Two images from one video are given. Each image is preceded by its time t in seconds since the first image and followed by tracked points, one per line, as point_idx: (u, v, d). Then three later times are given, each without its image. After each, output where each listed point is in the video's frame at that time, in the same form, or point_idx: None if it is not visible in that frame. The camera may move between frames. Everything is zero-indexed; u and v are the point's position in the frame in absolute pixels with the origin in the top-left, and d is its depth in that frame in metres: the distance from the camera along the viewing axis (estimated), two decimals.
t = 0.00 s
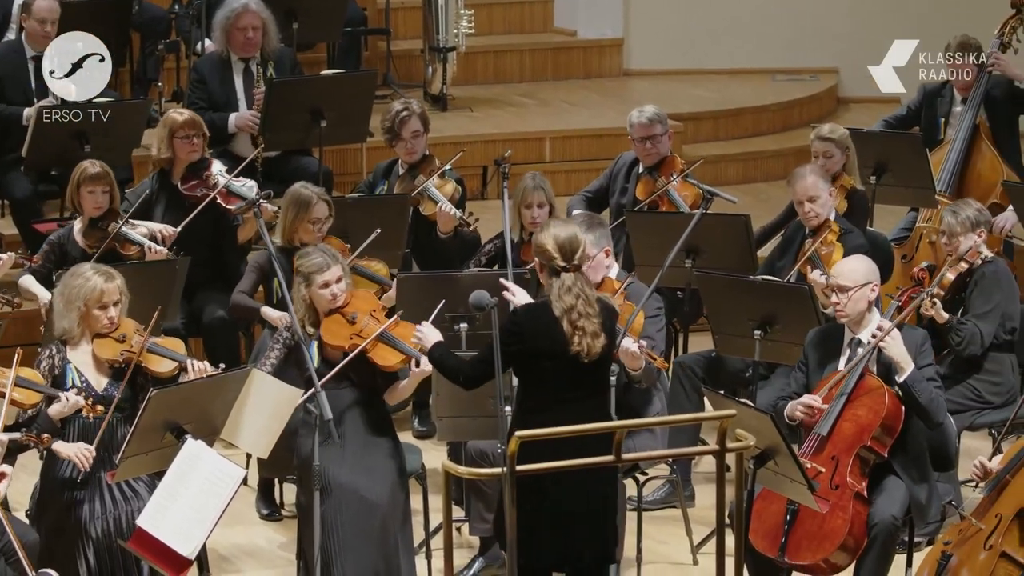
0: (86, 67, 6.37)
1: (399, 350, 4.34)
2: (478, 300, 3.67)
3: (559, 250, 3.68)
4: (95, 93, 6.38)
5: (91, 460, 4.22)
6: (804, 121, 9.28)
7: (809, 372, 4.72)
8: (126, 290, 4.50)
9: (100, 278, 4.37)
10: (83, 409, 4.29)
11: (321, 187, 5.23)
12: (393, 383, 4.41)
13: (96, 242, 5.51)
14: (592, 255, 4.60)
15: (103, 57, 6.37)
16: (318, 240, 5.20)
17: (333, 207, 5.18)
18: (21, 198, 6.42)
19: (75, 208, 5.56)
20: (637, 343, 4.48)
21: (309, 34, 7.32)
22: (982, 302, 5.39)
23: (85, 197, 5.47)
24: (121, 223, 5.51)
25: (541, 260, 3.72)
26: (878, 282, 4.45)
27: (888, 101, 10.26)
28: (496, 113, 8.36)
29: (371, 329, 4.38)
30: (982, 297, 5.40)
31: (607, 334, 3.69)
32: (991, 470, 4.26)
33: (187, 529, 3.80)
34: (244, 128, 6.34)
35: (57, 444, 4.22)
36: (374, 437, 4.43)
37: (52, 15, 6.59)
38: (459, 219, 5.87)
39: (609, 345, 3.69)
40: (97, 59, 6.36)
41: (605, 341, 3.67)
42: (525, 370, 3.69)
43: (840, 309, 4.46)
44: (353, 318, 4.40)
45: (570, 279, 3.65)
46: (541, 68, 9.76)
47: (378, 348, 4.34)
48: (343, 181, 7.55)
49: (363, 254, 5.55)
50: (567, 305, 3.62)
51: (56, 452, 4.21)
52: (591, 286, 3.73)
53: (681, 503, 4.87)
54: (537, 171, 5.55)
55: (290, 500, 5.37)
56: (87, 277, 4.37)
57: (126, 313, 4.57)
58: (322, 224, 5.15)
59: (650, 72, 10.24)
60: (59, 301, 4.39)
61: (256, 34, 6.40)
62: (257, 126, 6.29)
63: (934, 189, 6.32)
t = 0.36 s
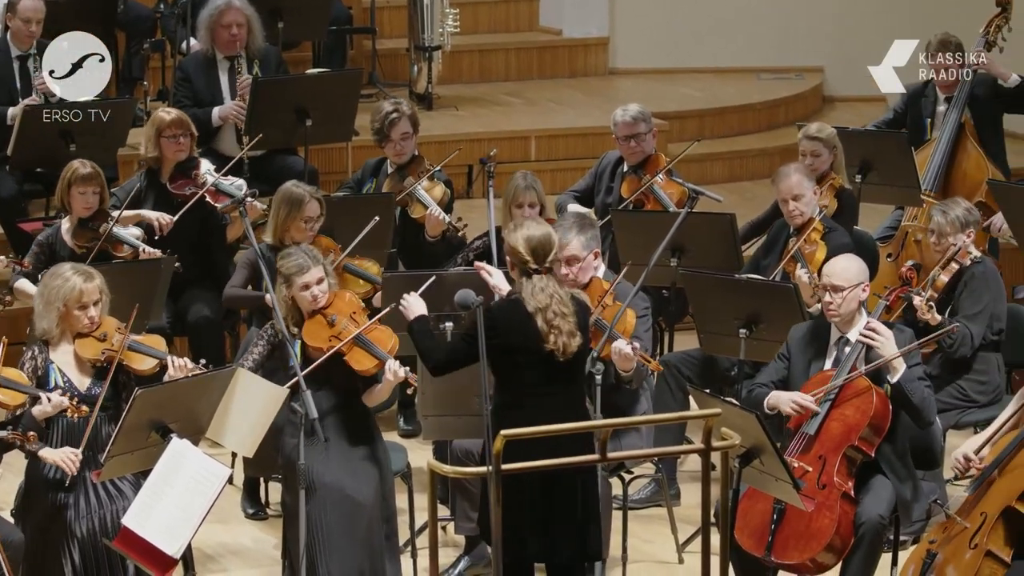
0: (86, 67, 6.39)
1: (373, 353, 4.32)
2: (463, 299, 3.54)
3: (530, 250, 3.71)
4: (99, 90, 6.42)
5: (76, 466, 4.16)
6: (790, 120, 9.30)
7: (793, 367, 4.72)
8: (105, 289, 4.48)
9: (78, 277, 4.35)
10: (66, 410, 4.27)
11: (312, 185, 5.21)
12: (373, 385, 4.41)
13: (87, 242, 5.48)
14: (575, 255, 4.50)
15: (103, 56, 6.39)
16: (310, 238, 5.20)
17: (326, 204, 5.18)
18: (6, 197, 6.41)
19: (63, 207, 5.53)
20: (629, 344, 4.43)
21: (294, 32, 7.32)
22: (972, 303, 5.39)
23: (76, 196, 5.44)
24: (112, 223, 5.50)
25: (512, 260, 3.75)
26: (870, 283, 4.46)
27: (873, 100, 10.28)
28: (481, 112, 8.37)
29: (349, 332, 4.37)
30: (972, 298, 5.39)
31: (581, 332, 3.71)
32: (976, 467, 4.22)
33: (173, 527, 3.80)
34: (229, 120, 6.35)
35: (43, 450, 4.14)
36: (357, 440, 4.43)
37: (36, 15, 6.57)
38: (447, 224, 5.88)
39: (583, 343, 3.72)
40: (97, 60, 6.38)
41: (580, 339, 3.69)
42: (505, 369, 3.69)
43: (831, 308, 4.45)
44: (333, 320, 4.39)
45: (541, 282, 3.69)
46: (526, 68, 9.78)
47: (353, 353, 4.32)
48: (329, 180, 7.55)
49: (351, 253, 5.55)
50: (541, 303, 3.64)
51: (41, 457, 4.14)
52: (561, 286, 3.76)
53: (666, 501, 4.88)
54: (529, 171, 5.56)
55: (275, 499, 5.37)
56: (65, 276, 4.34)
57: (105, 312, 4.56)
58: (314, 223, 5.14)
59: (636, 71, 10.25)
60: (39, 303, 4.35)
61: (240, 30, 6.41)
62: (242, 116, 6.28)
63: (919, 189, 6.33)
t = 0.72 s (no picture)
0: (87, 68, 6.33)
1: (377, 361, 4.33)
2: (452, 297, 3.56)
3: (514, 250, 3.70)
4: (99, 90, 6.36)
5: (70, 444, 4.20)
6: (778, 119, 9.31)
7: (782, 368, 4.71)
8: (101, 287, 4.45)
9: (74, 276, 4.32)
10: (55, 409, 4.25)
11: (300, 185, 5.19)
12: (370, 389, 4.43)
13: (83, 239, 5.48)
14: (556, 258, 4.58)
15: (103, 57, 6.33)
16: (298, 237, 5.19)
17: (313, 205, 5.15)
18: None
19: (58, 204, 5.51)
20: (606, 345, 4.52)
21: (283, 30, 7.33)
22: (965, 307, 5.38)
23: (71, 194, 5.43)
24: (108, 222, 5.47)
25: (495, 259, 3.74)
26: (853, 281, 4.47)
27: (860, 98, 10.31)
28: (468, 110, 8.38)
29: (348, 337, 4.38)
30: (966, 302, 5.38)
31: (569, 326, 3.72)
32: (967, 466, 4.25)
33: (161, 525, 3.80)
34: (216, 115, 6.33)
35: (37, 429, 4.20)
36: (349, 442, 4.42)
37: (24, 13, 6.57)
38: (433, 230, 5.92)
39: (572, 336, 3.74)
40: (97, 60, 6.33)
41: (568, 334, 3.70)
42: (493, 366, 3.69)
43: (815, 308, 4.47)
44: (332, 324, 4.38)
45: (527, 277, 3.69)
46: (513, 66, 9.79)
47: (356, 359, 4.33)
48: (316, 179, 7.55)
49: (339, 253, 5.54)
50: (528, 299, 3.65)
51: (35, 436, 4.20)
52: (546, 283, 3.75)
53: (655, 499, 4.89)
54: (512, 171, 5.56)
55: (264, 498, 5.37)
56: (61, 275, 4.32)
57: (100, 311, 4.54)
58: (300, 222, 5.12)
59: (624, 70, 10.27)
60: (32, 300, 4.35)
61: (228, 29, 6.43)
62: (230, 110, 6.26)
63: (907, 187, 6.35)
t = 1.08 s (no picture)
0: (88, 67, 6.32)
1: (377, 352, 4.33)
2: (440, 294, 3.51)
3: (499, 247, 3.71)
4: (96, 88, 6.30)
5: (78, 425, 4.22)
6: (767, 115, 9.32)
7: (769, 363, 4.71)
8: (85, 288, 4.44)
9: (58, 277, 4.30)
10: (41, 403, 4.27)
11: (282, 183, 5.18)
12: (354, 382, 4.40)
13: (78, 234, 5.49)
14: (541, 260, 4.64)
15: (103, 56, 6.33)
16: (281, 236, 5.19)
17: (295, 204, 5.14)
18: None
19: (52, 200, 5.50)
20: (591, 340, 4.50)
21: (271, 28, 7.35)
22: (954, 305, 5.38)
23: (67, 190, 5.41)
24: (105, 217, 5.52)
25: (479, 256, 3.74)
26: (842, 278, 4.48)
27: (848, 94, 10.33)
28: (456, 107, 8.38)
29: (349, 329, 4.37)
30: (955, 299, 5.37)
31: (553, 324, 3.73)
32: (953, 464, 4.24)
33: (150, 521, 3.80)
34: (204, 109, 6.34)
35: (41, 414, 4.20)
36: (339, 438, 4.42)
37: (10, 11, 6.55)
38: (414, 227, 5.92)
39: (555, 334, 3.74)
40: (98, 58, 6.33)
41: (552, 330, 3.71)
42: (483, 363, 3.69)
43: (803, 305, 4.48)
44: (332, 317, 4.37)
45: (511, 275, 3.70)
46: (501, 63, 9.78)
47: (357, 349, 4.33)
48: (304, 175, 7.55)
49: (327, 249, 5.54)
50: (511, 296, 3.66)
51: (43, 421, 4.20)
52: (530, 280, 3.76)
53: (643, 497, 4.89)
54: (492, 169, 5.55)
55: (252, 495, 5.37)
56: (45, 277, 4.30)
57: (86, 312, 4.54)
58: (282, 220, 5.13)
59: (612, 67, 10.28)
60: (18, 299, 4.33)
61: (217, 28, 6.44)
62: (219, 102, 6.29)
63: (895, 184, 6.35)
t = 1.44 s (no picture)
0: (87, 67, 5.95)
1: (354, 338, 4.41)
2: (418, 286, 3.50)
3: (494, 241, 3.67)
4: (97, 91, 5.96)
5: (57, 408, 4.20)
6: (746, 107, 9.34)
7: (748, 351, 4.72)
8: (62, 281, 4.46)
9: (36, 270, 4.32)
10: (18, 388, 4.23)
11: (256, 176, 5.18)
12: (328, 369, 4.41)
13: (59, 227, 5.48)
14: (528, 248, 4.62)
15: (103, 56, 5.97)
16: (256, 228, 5.18)
17: (270, 197, 5.14)
18: None
19: (35, 192, 5.49)
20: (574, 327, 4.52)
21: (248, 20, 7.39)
22: (926, 295, 5.40)
23: (50, 183, 5.39)
24: (86, 212, 5.51)
25: (476, 248, 3.70)
26: (822, 269, 4.49)
27: (826, 86, 10.36)
28: (435, 99, 8.38)
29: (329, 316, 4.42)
30: (927, 290, 5.40)
31: (544, 321, 3.73)
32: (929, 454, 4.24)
33: (127, 514, 3.80)
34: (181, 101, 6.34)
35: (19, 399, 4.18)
36: (317, 430, 4.43)
37: None
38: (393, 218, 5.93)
39: (544, 330, 3.74)
40: (97, 59, 5.96)
41: (542, 328, 3.70)
42: (465, 354, 3.70)
43: (784, 297, 4.49)
44: (313, 304, 4.41)
45: (502, 270, 3.69)
46: (480, 56, 9.79)
47: (335, 335, 4.39)
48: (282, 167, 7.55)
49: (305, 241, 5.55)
50: (502, 291, 3.64)
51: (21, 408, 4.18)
52: (523, 275, 3.74)
53: (621, 487, 4.92)
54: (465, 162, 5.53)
55: (231, 487, 5.38)
56: (23, 269, 4.31)
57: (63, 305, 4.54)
58: (256, 213, 5.12)
59: (590, 58, 10.29)
60: None
61: (194, 22, 6.44)
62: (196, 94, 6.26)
63: (872, 175, 6.38)
